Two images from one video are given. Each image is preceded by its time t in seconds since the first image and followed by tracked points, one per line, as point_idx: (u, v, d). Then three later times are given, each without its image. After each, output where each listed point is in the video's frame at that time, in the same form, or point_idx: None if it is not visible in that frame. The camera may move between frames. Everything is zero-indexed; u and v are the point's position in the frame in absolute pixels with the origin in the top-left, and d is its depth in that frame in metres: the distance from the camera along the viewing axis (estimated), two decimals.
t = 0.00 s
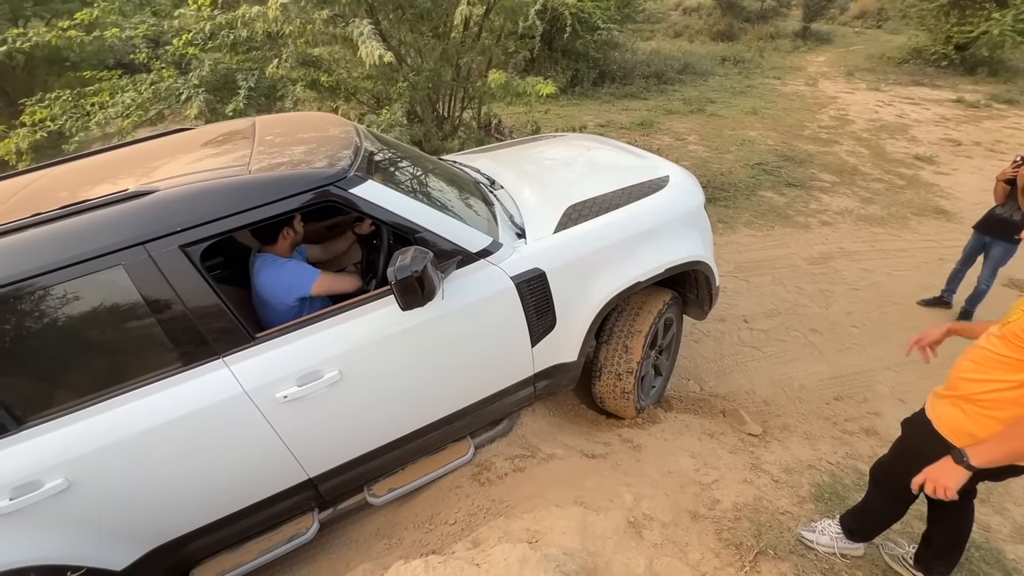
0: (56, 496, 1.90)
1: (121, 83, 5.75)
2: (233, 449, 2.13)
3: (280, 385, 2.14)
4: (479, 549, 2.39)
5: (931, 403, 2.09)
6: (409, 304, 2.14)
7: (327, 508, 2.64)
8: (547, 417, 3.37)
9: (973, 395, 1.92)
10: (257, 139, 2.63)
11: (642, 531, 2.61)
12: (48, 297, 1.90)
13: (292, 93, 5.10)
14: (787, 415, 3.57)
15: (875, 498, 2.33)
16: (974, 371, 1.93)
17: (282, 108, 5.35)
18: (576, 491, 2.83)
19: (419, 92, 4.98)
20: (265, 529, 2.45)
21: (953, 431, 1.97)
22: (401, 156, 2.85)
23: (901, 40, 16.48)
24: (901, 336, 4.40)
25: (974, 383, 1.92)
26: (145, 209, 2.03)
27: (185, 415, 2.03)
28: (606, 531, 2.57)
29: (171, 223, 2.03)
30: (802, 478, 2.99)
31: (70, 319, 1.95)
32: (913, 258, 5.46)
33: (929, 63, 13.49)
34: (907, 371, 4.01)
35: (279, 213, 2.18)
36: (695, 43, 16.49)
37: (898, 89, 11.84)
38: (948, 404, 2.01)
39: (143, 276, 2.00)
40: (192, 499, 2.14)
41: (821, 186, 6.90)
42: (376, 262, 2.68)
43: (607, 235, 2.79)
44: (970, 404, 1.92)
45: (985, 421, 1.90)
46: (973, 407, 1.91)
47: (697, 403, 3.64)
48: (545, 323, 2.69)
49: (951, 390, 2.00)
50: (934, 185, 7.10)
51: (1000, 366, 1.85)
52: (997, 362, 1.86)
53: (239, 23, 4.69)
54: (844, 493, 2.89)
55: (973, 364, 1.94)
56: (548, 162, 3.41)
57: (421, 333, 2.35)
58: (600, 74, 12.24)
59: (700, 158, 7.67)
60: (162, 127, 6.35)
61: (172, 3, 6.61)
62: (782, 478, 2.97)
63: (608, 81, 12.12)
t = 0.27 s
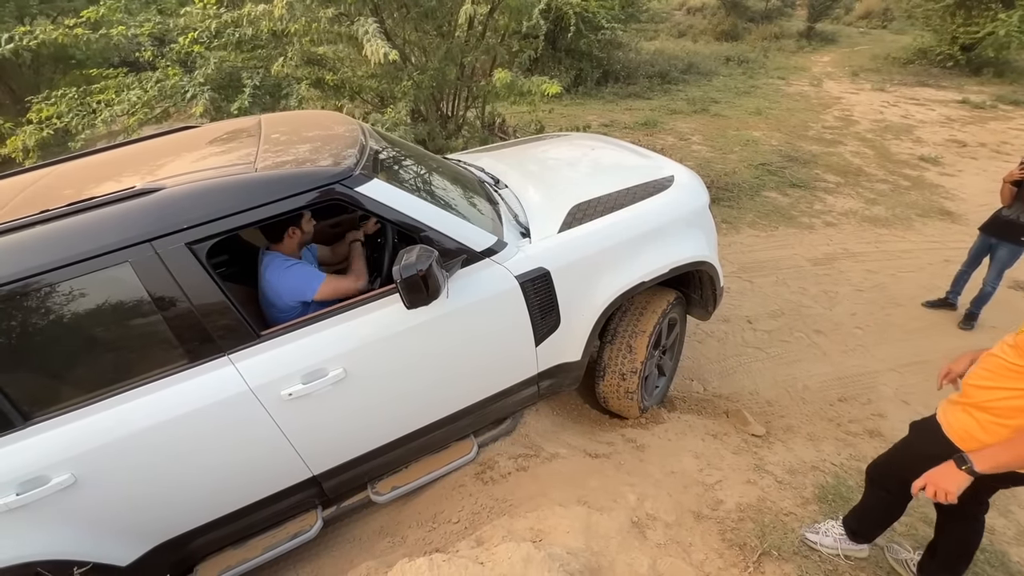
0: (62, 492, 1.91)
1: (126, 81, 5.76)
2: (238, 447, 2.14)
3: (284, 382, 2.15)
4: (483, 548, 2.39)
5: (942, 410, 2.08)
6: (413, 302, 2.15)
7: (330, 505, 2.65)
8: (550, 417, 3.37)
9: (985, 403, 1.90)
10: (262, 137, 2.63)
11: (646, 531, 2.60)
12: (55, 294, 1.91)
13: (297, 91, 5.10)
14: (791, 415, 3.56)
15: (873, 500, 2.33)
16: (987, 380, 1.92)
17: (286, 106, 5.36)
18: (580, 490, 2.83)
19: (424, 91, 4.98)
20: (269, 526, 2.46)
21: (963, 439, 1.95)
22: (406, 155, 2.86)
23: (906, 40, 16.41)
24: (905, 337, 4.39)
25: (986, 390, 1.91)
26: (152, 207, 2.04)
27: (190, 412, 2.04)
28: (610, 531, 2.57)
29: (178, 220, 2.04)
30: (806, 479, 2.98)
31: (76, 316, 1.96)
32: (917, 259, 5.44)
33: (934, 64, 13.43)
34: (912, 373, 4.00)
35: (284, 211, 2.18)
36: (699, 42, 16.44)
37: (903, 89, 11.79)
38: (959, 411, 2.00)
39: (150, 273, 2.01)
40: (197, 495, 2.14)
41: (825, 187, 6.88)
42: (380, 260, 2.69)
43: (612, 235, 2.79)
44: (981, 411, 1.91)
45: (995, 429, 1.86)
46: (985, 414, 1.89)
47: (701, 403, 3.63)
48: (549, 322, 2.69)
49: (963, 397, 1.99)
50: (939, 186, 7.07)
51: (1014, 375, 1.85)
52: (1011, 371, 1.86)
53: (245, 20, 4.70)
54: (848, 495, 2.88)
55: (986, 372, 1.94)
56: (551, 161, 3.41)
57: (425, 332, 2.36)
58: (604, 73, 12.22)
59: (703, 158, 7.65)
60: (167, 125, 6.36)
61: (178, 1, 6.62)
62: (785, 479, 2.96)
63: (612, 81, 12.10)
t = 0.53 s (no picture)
0: (60, 489, 1.91)
1: (126, 79, 5.76)
2: (236, 445, 2.14)
3: (282, 381, 2.15)
4: (480, 547, 2.40)
5: (950, 417, 2.08)
6: (411, 301, 2.15)
7: (328, 504, 2.65)
8: (548, 416, 3.37)
9: (994, 410, 1.91)
10: (261, 135, 2.63)
11: (643, 530, 2.61)
12: (53, 291, 1.91)
13: (297, 90, 5.10)
14: (789, 416, 3.56)
15: (872, 501, 2.33)
16: (997, 387, 1.93)
17: (285, 104, 5.35)
18: (577, 490, 2.83)
19: (423, 90, 4.97)
20: (266, 524, 2.46)
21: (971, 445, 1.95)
22: (405, 154, 2.85)
23: (907, 41, 16.40)
24: (904, 338, 4.39)
25: (996, 398, 1.92)
26: (150, 204, 2.04)
27: (187, 410, 2.04)
28: (608, 530, 2.57)
29: (176, 217, 2.04)
30: (803, 480, 2.98)
31: (73, 314, 1.96)
32: (917, 260, 5.44)
33: (935, 65, 13.43)
34: (911, 374, 4.00)
35: (282, 209, 2.18)
36: (700, 42, 16.43)
37: (904, 90, 11.79)
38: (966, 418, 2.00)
39: (148, 271, 2.01)
40: (195, 493, 2.14)
41: (825, 188, 6.87)
42: (379, 259, 2.69)
43: (611, 235, 2.79)
44: (990, 418, 1.91)
45: (1005, 437, 1.87)
46: (994, 422, 1.90)
47: (699, 403, 3.64)
48: (547, 321, 2.69)
49: (973, 404, 1.99)
50: (939, 187, 7.07)
51: None
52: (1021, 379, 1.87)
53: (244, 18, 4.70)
54: (845, 495, 2.88)
55: (996, 380, 1.94)
56: (551, 161, 3.40)
57: (424, 331, 2.35)
58: (605, 73, 12.22)
59: (703, 158, 7.65)
60: (167, 123, 6.35)
61: None
62: (783, 479, 2.96)
63: (612, 80, 12.10)
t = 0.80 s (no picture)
0: (55, 487, 1.91)
1: (124, 78, 5.75)
2: (232, 444, 2.14)
3: (278, 380, 2.15)
4: (476, 546, 2.40)
5: (953, 421, 2.04)
6: (408, 301, 2.15)
7: (324, 503, 2.65)
8: (545, 416, 3.37)
9: (998, 415, 1.86)
10: (259, 134, 2.63)
11: (639, 530, 2.61)
12: (50, 290, 1.91)
13: (296, 89, 5.09)
14: (786, 416, 3.56)
15: (871, 503, 2.33)
16: (1001, 391, 1.88)
17: (284, 104, 5.35)
18: (574, 489, 2.83)
19: (422, 90, 4.96)
20: (263, 523, 2.46)
21: (975, 451, 1.91)
22: (403, 154, 2.85)
23: (906, 42, 16.42)
24: (901, 339, 4.39)
25: (1000, 402, 1.87)
26: (147, 203, 2.04)
27: (183, 409, 2.04)
28: (603, 530, 2.57)
29: (173, 216, 2.03)
30: (800, 480, 2.99)
31: (71, 312, 1.96)
32: (914, 261, 5.45)
33: (934, 66, 13.44)
34: (907, 375, 4.01)
35: (279, 208, 2.18)
36: (700, 43, 16.44)
37: (903, 91, 11.81)
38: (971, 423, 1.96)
39: (145, 269, 2.01)
40: (190, 491, 2.14)
41: (824, 189, 6.88)
42: (376, 258, 2.69)
43: (608, 235, 2.79)
44: (993, 423, 1.87)
45: (1011, 444, 1.83)
46: (998, 428, 1.86)
47: (696, 403, 3.64)
48: (544, 321, 2.70)
49: (976, 409, 1.95)
50: (937, 188, 7.08)
51: None
52: None
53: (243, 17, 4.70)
54: (841, 496, 2.89)
55: (1000, 384, 1.89)
56: (550, 161, 3.41)
57: (420, 331, 2.36)
58: (604, 73, 12.22)
59: (702, 159, 7.66)
60: (166, 122, 6.35)
61: None
62: (780, 479, 2.97)
63: (612, 81, 12.11)
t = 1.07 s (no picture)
0: (57, 484, 1.92)
1: (128, 77, 5.78)
2: (232, 442, 2.15)
3: (278, 378, 2.15)
4: (474, 546, 2.40)
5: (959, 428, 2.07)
6: (408, 300, 2.15)
7: (324, 502, 2.66)
8: (545, 416, 3.37)
9: (1002, 422, 1.89)
10: (261, 134, 2.64)
11: (638, 531, 2.61)
12: (53, 288, 1.92)
13: (298, 89, 5.11)
14: (787, 418, 3.55)
15: (872, 505, 2.33)
16: (1007, 399, 1.91)
17: (287, 103, 5.36)
18: (573, 490, 2.83)
19: (425, 90, 4.97)
20: (263, 521, 2.46)
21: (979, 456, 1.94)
22: (405, 153, 2.86)
23: (911, 43, 16.37)
24: (904, 341, 4.38)
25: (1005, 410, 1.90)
26: (149, 202, 2.04)
27: (184, 407, 2.05)
28: (602, 530, 2.57)
29: (175, 215, 2.04)
30: (800, 482, 2.98)
31: (74, 310, 1.97)
32: (917, 263, 5.43)
33: (938, 67, 13.39)
34: (909, 377, 3.99)
35: (280, 207, 2.19)
36: (703, 44, 16.42)
37: (907, 92, 11.77)
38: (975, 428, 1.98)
39: (146, 268, 2.02)
40: (191, 489, 2.15)
41: (826, 190, 6.86)
42: (377, 258, 2.70)
43: (608, 235, 2.79)
44: (998, 431, 1.89)
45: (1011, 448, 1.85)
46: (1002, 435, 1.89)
47: (697, 404, 3.63)
48: (544, 321, 2.70)
49: (982, 416, 1.98)
50: (940, 190, 7.05)
51: None
52: None
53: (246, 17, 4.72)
54: (842, 497, 2.88)
55: (1006, 392, 1.93)
56: (552, 161, 3.41)
57: (420, 330, 2.36)
58: (607, 73, 12.21)
59: (705, 159, 7.64)
60: (169, 121, 6.37)
61: None
62: (780, 481, 2.96)
63: (614, 81, 12.10)
